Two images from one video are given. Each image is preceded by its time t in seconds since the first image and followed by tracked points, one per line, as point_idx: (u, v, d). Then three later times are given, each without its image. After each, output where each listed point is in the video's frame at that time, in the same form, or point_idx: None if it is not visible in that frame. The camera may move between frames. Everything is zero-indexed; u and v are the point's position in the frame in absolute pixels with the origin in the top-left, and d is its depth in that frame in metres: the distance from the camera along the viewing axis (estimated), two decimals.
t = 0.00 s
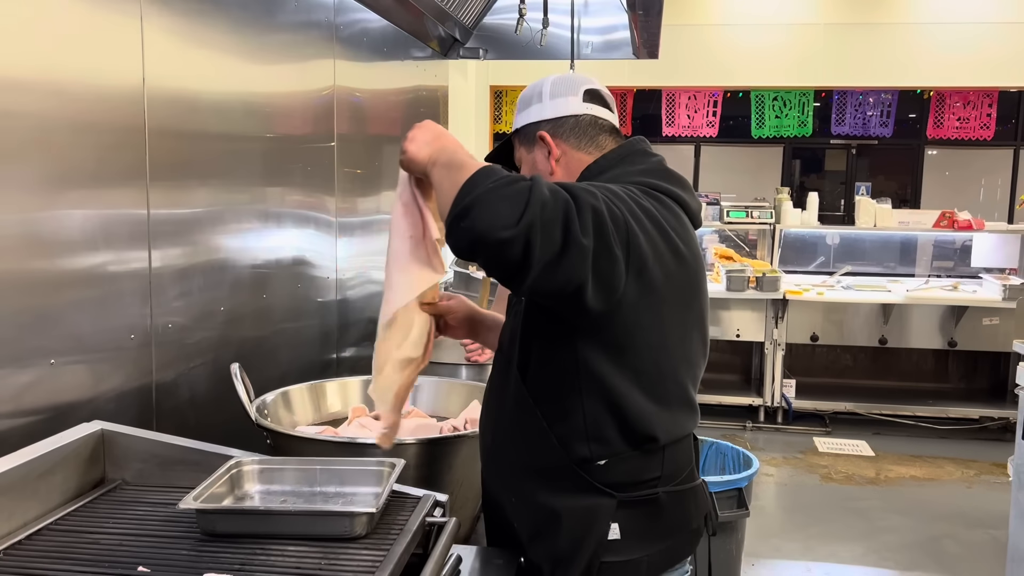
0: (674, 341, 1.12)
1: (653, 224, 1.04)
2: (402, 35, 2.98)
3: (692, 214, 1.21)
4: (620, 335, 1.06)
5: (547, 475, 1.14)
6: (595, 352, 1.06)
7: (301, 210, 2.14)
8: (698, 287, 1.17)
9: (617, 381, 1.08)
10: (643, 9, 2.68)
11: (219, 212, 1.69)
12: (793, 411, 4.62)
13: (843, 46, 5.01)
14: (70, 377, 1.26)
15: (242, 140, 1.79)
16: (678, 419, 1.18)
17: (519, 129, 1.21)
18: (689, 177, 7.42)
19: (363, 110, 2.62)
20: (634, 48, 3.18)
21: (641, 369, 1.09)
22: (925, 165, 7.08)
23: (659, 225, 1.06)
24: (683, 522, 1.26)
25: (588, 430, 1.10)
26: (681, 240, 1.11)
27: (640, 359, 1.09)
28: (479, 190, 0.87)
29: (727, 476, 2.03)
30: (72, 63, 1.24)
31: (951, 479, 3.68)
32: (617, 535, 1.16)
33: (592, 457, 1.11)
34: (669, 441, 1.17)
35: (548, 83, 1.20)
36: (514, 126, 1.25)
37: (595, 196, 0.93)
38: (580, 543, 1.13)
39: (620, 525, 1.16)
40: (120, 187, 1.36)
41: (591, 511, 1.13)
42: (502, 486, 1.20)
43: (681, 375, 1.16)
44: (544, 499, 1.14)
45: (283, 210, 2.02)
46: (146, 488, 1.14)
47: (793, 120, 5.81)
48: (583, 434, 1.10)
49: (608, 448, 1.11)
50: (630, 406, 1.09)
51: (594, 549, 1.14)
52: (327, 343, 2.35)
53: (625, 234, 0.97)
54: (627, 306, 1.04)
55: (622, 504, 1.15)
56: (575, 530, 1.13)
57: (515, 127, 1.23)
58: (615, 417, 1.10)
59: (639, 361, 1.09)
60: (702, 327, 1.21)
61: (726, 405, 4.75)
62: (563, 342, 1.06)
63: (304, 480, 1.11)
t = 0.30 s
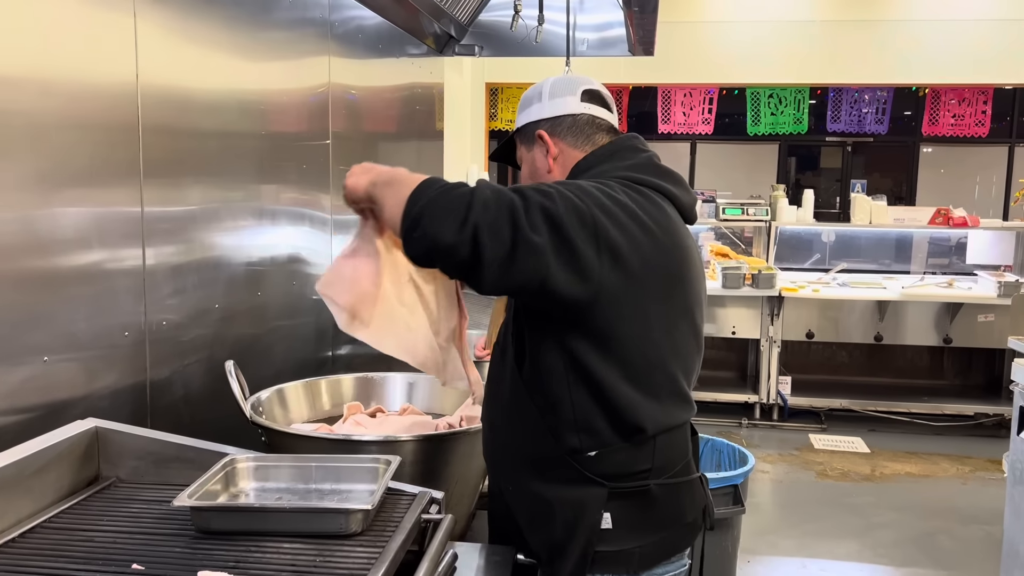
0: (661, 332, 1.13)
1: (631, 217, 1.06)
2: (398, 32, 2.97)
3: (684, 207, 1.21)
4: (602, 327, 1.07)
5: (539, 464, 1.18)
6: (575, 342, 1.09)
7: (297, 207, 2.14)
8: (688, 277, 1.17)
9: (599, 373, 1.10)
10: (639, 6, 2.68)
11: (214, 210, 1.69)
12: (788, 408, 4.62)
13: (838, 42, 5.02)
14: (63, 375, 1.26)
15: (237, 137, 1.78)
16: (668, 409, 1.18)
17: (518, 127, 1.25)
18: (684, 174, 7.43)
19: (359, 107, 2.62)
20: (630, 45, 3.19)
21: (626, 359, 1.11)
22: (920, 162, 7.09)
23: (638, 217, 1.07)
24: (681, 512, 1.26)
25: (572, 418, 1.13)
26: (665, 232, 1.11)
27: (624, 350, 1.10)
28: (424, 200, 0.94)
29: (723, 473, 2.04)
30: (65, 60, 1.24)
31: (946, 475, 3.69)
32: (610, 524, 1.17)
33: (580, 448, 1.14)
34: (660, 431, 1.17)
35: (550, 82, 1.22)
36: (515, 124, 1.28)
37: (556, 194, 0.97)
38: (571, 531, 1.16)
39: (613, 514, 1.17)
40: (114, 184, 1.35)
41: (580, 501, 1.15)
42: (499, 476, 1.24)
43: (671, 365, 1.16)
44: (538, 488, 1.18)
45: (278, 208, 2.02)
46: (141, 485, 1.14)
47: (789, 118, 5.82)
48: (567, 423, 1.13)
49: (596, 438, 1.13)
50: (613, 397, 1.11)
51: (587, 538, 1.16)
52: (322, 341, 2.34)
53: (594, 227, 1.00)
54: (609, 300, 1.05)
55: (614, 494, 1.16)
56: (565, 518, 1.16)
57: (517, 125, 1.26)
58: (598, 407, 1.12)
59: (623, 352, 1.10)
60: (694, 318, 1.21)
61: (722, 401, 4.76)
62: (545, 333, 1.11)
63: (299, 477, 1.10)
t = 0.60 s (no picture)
0: (636, 322, 1.16)
1: (594, 213, 1.10)
2: (393, 30, 2.97)
3: (662, 201, 1.24)
4: (575, 321, 1.12)
5: (528, 456, 1.20)
6: (549, 339, 1.15)
7: (291, 205, 2.14)
8: (666, 269, 1.20)
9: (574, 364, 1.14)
10: (634, 3, 2.68)
11: (208, 208, 1.68)
12: (784, 405, 4.63)
13: (834, 40, 5.02)
14: (56, 373, 1.25)
15: (231, 134, 1.78)
16: (650, 396, 1.20)
17: (511, 129, 1.29)
18: (680, 171, 7.43)
19: (353, 105, 2.61)
20: (625, 42, 3.18)
21: (599, 350, 1.14)
22: (915, 159, 7.10)
23: (602, 212, 1.11)
24: (673, 504, 1.27)
25: (549, 410, 1.16)
26: (634, 224, 1.14)
27: (600, 341, 1.14)
28: (375, 248, 1.08)
29: (718, 470, 2.04)
30: (56, 57, 1.23)
31: (941, 472, 3.70)
32: (600, 513, 1.19)
33: (567, 437, 1.16)
34: (645, 419, 1.19)
35: (544, 87, 1.26)
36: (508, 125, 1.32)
37: (502, 213, 1.06)
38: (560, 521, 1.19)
39: (603, 503, 1.19)
40: (107, 182, 1.35)
41: (566, 490, 1.18)
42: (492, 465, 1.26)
43: (650, 354, 1.18)
44: (530, 480, 1.21)
45: (272, 205, 2.01)
46: (134, 484, 1.13)
47: (784, 114, 5.82)
48: (543, 415, 1.18)
49: (583, 428, 1.16)
50: (590, 387, 1.14)
51: (577, 527, 1.18)
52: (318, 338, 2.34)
53: (549, 230, 1.06)
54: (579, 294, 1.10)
55: (603, 483, 1.19)
56: (556, 506, 1.19)
57: (510, 125, 1.30)
58: (578, 396, 1.15)
59: (600, 343, 1.14)
60: (676, 307, 1.23)
61: (718, 399, 4.76)
62: (521, 333, 1.16)
63: (294, 476, 1.10)
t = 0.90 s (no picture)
0: (619, 308, 1.18)
1: (564, 208, 1.14)
2: (388, 28, 2.97)
3: (637, 196, 1.27)
4: (559, 316, 1.15)
5: (518, 447, 1.20)
6: (536, 335, 1.17)
7: (287, 205, 2.13)
8: (646, 256, 1.22)
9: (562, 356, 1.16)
10: (630, 2, 2.68)
11: (203, 207, 1.68)
12: (780, 403, 4.63)
13: (831, 38, 5.03)
14: (51, 373, 1.25)
15: (226, 133, 1.78)
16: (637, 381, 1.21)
17: (496, 134, 1.31)
18: (676, 170, 7.43)
19: (349, 104, 2.61)
20: (621, 41, 3.19)
21: (585, 341, 1.16)
22: (910, 158, 7.12)
23: (571, 207, 1.15)
24: (667, 491, 1.27)
25: (535, 400, 1.18)
26: (605, 214, 1.18)
27: (586, 331, 1.16)
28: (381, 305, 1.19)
29: (714, 468, 2.05)
30: (50, 56, 1.23)
31: (936, 469, 3.71)
32: (596, 499, 1.20)
33: (558, 422, 1.17)
34: (636, 403, 1.20)
35: (528, 94, 1.29)
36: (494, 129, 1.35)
37: (478, 234, 1.13)
38: (557, 509, 1.19)
39: (600, 489, 1.19)
40: (101, 181, 1.35)
41: (561, 476, 1.18)
42: (486, 460, 1.25)
43: (635, 337, 1.20)
44: (524, 470, 1.20)
45: (268, 204, 2.01)
46: (130, 484, 1.13)
47: (779, 113, 5.82)
48: (529, 404, 1.19)
49: (575, 415, 1.17)
50: (577, 375, 1.15)
51: (573, 513, 1.19)
52: (314, 338, 2.34)
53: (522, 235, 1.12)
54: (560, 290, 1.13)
55: (599, 469, 1.19)
56: (553, 494, 1.19)
57: (495, 131, 1.32)
58: (567, 385, 1.16)
59: (586, 333, 1.16)
60: (659, 295, 1.25)
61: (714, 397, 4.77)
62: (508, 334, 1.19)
63: (289, 475, 1.10)
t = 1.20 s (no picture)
0: (625, 304, 1.19)
1: (567, 209, 1.15)
2: (384, 29, 2.97)
3: (630, 193, 1.29)
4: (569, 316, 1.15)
5: (528, 448, 1.20)
6: (546, 338, 1.16)
7: (282, 206, 2.13)
8: (645, 252, 1.24)
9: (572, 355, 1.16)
10: (625, 2, 2.68)
11: (198, 208, 1.68)
12: (776, 403, 4.63)
13: (826, 38, 5.03)
14: (46, 374, 1.24)
15: (221, 133, 1.77)
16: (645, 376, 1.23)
17: (478, 140, 1.29)
18: (672, 172, 7.44)
19: (345, 105, 2.61)
20: (616, 42, 3.19)
21: (594, 339, 1.17)
22: (905, 158, 7.13)
23: (576, 209, 1.15)
24: (679, 484, 1.29)
25: (547, 401, 1.18)
26: (607, 213, 1.19)
27: (596, 328, 1.17)
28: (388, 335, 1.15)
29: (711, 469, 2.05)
30: (44, 56, 1.22)
31: (932, 469, 3.71)
32: (612, 495, 1.20)
33: (571, 420, 1.17)
34: (647, 397, 1.21)
35: (506, 99, 1.27)
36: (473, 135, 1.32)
37: (485, 245, 1.12)
38: (573, 509, 1.19)
39: (616, 484, 1.20)
40: (96, 182, 1.34)
41: (576, 475, 1.18)
42: (492, 466, 1.24)
43: (641, 332, 1.21)
44: (535, 471, 1.19)
45: (263, 206, 2.01)
46: (125, 485, 1.13)
47: (775, 114, 5.83)
48: (540, 406, 1.18)
49: (589, 412, 1.17)
50: (590, 372, 1.16)
51: (591, 511, 1.19)
52: (310, 339, 2.33)
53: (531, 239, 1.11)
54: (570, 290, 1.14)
55: (614, 464, 1.20)
56: (569, 493, 1.18)
57: (476, 137, 1.30)
58: (580, 383, 1.17)
59: (595, 331, 1.17)
60: (660, 288, 1.26)
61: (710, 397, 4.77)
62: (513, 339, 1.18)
63: (285, 476, 1.09)
